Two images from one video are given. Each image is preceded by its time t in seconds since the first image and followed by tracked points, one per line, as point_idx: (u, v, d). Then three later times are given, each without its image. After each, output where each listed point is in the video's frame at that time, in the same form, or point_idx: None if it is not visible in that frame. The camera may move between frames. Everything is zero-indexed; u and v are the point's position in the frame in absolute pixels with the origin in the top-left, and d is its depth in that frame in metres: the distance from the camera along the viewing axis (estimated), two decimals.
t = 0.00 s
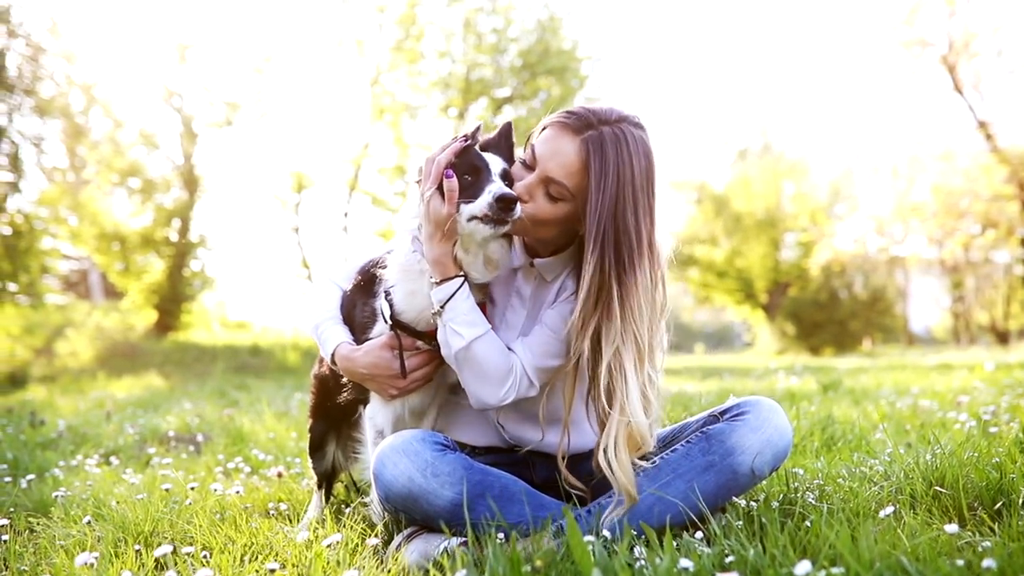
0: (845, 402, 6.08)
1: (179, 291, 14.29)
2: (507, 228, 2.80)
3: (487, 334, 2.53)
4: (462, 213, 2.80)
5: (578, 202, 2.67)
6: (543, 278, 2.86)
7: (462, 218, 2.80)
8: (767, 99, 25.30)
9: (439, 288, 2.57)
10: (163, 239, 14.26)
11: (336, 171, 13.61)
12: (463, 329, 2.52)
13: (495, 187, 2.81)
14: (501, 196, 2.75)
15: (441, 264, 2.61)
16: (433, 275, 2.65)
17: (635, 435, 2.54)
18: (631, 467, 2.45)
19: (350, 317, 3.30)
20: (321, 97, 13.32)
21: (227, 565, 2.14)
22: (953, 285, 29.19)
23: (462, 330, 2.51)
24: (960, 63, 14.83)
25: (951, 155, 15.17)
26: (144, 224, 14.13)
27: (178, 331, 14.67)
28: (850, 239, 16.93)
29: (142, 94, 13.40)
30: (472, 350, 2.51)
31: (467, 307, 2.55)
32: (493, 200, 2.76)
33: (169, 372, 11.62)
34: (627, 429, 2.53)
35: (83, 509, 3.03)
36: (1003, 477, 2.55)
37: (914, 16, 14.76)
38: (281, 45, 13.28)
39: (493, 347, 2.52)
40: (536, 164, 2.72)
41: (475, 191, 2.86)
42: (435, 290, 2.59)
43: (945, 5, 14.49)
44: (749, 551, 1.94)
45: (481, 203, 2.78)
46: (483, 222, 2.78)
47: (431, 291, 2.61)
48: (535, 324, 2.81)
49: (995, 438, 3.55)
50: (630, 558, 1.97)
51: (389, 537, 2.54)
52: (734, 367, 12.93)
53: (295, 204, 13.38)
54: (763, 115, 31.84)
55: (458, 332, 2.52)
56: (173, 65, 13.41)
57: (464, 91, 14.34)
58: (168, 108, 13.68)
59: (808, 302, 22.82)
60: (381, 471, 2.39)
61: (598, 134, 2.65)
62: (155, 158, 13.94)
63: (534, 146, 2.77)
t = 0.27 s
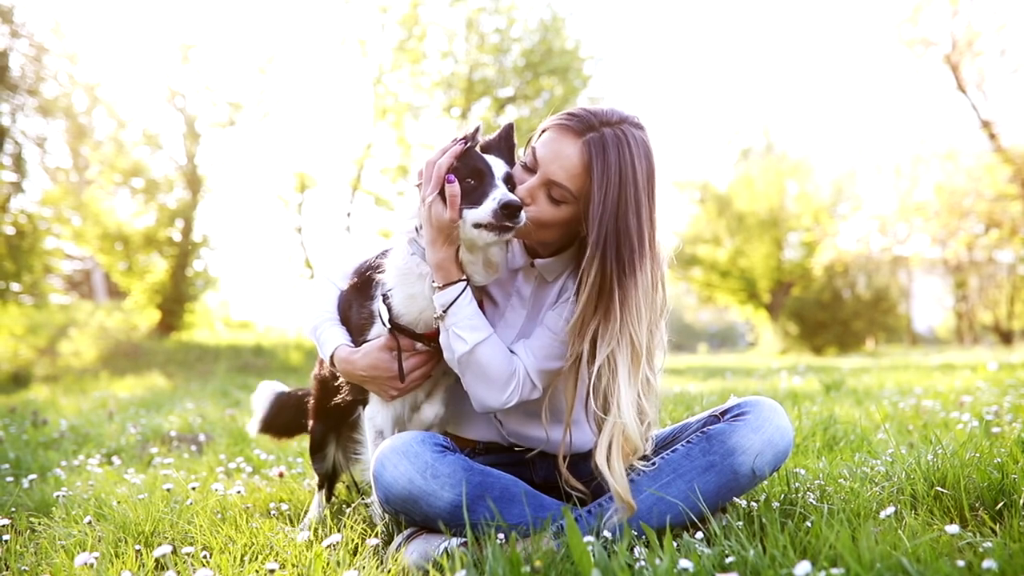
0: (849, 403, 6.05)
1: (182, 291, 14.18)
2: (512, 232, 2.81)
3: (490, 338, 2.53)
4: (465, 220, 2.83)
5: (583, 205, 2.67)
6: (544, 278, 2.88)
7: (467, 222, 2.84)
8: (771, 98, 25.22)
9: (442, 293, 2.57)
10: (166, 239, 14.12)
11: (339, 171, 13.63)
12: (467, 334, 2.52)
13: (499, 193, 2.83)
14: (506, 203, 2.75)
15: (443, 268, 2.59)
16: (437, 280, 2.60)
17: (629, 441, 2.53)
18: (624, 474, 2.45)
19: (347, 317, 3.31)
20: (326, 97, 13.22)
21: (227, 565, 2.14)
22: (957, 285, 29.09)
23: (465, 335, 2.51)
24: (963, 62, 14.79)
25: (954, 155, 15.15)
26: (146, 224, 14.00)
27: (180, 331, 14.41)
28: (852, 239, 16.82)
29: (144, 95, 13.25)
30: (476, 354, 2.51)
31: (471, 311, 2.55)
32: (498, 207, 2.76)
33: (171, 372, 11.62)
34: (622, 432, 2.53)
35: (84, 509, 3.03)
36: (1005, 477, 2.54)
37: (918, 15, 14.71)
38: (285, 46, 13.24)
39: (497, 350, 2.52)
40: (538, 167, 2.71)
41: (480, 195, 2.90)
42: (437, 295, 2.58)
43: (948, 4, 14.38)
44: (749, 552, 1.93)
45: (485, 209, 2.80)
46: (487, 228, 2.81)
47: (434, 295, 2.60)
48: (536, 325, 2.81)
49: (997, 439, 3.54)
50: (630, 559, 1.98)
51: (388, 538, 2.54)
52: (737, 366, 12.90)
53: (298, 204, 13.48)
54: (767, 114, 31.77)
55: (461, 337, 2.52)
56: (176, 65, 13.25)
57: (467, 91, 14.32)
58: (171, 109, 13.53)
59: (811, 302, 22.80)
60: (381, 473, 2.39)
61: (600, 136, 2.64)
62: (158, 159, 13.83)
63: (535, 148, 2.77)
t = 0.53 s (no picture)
0: (851, 403, 6.05)
1: (185, 291, 14.17)
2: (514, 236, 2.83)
3: (494, 340, 2.53)
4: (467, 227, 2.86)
5: (586, 208, 2.67)
6: (544, 279, 2.89)
7: (471, 230, 2.85)
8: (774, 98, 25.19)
9: (444, 296, 2.56)
10: (169, 238, 14.10)
11: (343, 171, 13.65)
12: (469, 336, 2.51)
13: (502, 201, 2.81)
14: (507, 212, 2.75)
15: (446, 271, 2.59)
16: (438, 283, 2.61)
17: (626, 445, 2.51)
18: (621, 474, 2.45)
19: (346, 316, 3.32)
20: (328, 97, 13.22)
21: (227, 566, 2.14)
22: (960, 285, 29.03)
23: (468, 337, 2.51)
24: (966, 62, 14.87)
25: (958, 154, 14.95)
26: (149, 224, 13.98)
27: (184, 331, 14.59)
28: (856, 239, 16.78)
29: (146, 93, 13.36)
30: (479, 358, 2.50)
31: (474, 313, 2.55)
32: (498, 216, 2.76)
33: (174, 372, 11.64)
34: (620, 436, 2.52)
35: (86, 510, 3.04)
36: (1006, 477, 2.53)
37: (921, 15, 14.72)
38: (287, 46, 13.34)
39: (501, 352, 2.52)
40: (541, 170, 2.71)
41: (484, 202, 2.86)
42: (440, 297, 2.57)
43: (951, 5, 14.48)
44: (750, 552, 1.93)
45: (487, 219, 2.80)
46: (487, 237, 2.84)
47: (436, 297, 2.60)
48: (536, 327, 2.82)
49: (999, 439, 3.55)
50: (630, 559, 1.97)
51: (389, 538, 2.54)
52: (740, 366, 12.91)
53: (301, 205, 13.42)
54: (770, 114, 31.71)
55: (464, 339, 2.52)
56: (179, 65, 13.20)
57: (469, 91, 14.35)
58: (174, 109, 13.54)
59: (814, 302, 22.77)
60: (381, 474, 2.39)
61: (603, 139, 2.64)
62: (161, 159, 13.83)
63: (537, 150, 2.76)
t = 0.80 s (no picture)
0: (854, 403, 6.04)
1: (189, 291, 14.19)
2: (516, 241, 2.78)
3: (495, 347, 2.53)
4: (467, 234, 2.81)
5: (595, 208, 2.67)
6: (544, 280, 2.89)
7: (471, 238, 2.80)
8: (777, 98, 25.18)
9: (445, 303, 2.54)
10: (173, 239, 14.13)
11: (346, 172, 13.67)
12: (472, 343, 2.50)
13: (503, 210, 2.76)
14: (507, 223, 2.71)
15: (448, 278, 2.56)
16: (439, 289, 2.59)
17: (627, 445, 2.53)
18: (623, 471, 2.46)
19: (346, 315, 3.33)
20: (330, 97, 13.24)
21: (227, 567, 2.15)
22: (965, 285, 28.95)
23: (470, 344, 2.50)
24: (971, 61, 14.78)
25: (962, 154, 14.94)
26: (153, 224, 14.03)
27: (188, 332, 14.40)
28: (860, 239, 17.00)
29: (150, 94, 13.47)
30: (482, 364, 2.50)
31: (476, 319, 2.54)
32: (498, 227, 2.73)
33: (178, 372, 11.66)
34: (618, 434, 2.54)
35: (88, 510, 3.05)
36: (1008, 478, 2.52)
37: (926, 14, 14.63)
38: (291, 47, 13.39)
39: (503, 360, 2.52)
40: (551, 170, 2.68)
41: (485, 210, 2.79)
42: (442, 304, 2.55)
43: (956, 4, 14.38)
44: (750, 555, 1.93)
45: (488, 228, 2.75)
46: (485, 246, 2.79)
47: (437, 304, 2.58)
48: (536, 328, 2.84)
49: (1001, 439, 3.54)
50: (630, 561, 1.97)
51: (389, 539, 2.55)
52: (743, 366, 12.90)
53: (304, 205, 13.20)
54: (774, 114, 31.62)
55: (466, 346, 2.51)
56: (183, 65, 13.39)
57: (472, 91, 14.46)
58: (178, 109, 13.61)
59: (818, 302, 22.76)
60: (382, 476, 2.39)
61: (614, 138, 2.64)
62: (165, 160, 13.89)
63: (544, 150, 2.74)
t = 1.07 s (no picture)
0: (857, 403, 6.03)
1: (192, 291, 14.22)
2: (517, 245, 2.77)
3: (503, 356, 2.57)
4: (471, 237, 2.80)
5: (606, 206, 2.70)
6: (544, 279, 2.91)
7: (473, 240, 2.80)
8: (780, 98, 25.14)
9: (452, 316, 2.56)
10: (176, 239, 14.15)
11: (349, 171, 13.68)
12: (483, 353, 2.54)
13: (503, 211, 2.75)
14: (507, 224, 2.69)
15: (456, 292, 2.55)
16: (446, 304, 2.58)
17: (630, 438, 2.58)
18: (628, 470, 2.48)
19: (348, 317, 3.33)
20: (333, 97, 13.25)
21: (227, 567, 2.16)
22: (968, 285, 28.88)
23: (482, 354, 2.54)
24: (974, 61, 14.87)
25: (966, 154, 14.80)
26: (157, 224, 14.04)
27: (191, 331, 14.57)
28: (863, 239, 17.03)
29: (152, 94, 13.36)
30: (493, 374, 2.54)
31: (485, 329, 2.58)
32: (497, 228, 2.70)
33: (181, 372, 11.67)
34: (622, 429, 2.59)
35: (89, 510, 3.06)
36: (1010, 479, 2.51)
37: (929, 14, 14.69)
38: (294, 47, 13.36)
39: (511, 369, 2.56)
40: (564, 168, 2.68)
41: (486, 211, 2.79)
42: (449, 317, 2.56)
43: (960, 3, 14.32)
44: (751, 556, 1.92)
45: (488, 230, 2.73)
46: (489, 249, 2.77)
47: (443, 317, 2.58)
48: (538, 328, 2.86)
49: (1004, 440, 3.54)
50: (630, 562, 1.96)
51: (390, 540, 2.55)
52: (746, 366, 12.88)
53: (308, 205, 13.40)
54: (777, 113, 31.56)
55: (478, 357, 2.54)
56: (186, 65, 13.30)
57: (476, 91, 14.39)
58: (182, 109, 13.64)
59: (822, 301, 22.73)
60: (382, 477, 2.39)
61: (626, 136, 2.67)
62: (168, 160, 13.91)
63: (554, 148, 2.73)
